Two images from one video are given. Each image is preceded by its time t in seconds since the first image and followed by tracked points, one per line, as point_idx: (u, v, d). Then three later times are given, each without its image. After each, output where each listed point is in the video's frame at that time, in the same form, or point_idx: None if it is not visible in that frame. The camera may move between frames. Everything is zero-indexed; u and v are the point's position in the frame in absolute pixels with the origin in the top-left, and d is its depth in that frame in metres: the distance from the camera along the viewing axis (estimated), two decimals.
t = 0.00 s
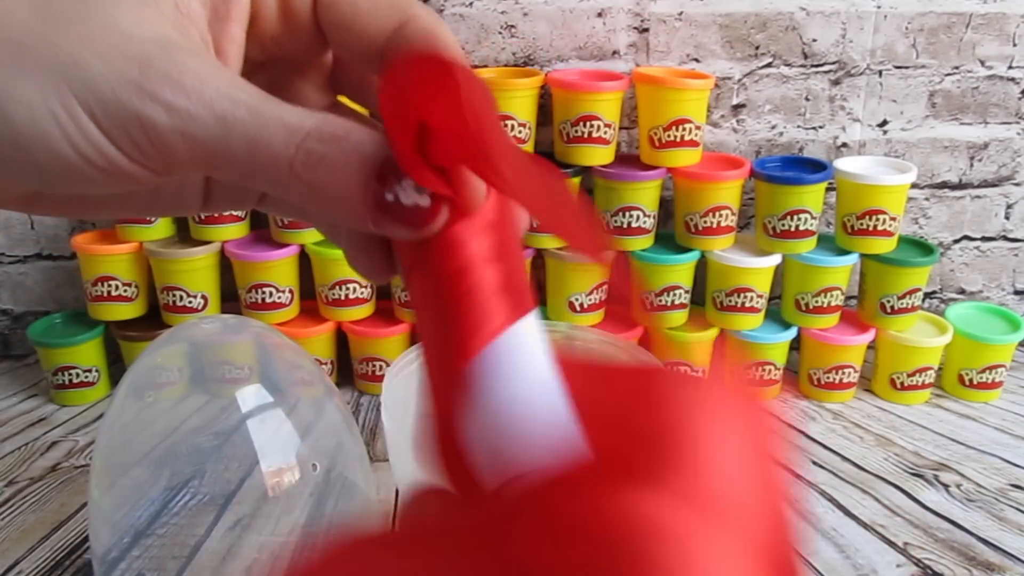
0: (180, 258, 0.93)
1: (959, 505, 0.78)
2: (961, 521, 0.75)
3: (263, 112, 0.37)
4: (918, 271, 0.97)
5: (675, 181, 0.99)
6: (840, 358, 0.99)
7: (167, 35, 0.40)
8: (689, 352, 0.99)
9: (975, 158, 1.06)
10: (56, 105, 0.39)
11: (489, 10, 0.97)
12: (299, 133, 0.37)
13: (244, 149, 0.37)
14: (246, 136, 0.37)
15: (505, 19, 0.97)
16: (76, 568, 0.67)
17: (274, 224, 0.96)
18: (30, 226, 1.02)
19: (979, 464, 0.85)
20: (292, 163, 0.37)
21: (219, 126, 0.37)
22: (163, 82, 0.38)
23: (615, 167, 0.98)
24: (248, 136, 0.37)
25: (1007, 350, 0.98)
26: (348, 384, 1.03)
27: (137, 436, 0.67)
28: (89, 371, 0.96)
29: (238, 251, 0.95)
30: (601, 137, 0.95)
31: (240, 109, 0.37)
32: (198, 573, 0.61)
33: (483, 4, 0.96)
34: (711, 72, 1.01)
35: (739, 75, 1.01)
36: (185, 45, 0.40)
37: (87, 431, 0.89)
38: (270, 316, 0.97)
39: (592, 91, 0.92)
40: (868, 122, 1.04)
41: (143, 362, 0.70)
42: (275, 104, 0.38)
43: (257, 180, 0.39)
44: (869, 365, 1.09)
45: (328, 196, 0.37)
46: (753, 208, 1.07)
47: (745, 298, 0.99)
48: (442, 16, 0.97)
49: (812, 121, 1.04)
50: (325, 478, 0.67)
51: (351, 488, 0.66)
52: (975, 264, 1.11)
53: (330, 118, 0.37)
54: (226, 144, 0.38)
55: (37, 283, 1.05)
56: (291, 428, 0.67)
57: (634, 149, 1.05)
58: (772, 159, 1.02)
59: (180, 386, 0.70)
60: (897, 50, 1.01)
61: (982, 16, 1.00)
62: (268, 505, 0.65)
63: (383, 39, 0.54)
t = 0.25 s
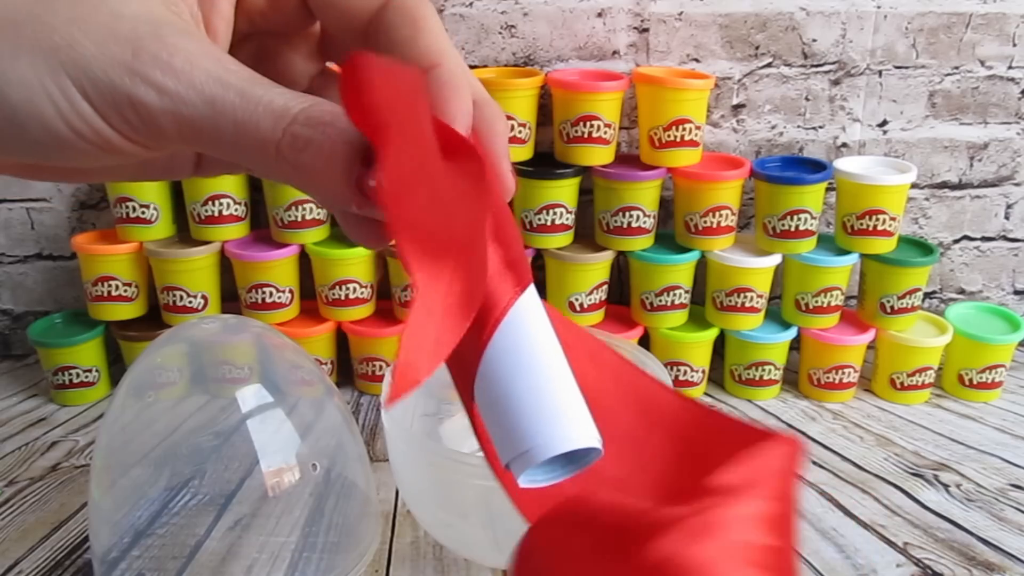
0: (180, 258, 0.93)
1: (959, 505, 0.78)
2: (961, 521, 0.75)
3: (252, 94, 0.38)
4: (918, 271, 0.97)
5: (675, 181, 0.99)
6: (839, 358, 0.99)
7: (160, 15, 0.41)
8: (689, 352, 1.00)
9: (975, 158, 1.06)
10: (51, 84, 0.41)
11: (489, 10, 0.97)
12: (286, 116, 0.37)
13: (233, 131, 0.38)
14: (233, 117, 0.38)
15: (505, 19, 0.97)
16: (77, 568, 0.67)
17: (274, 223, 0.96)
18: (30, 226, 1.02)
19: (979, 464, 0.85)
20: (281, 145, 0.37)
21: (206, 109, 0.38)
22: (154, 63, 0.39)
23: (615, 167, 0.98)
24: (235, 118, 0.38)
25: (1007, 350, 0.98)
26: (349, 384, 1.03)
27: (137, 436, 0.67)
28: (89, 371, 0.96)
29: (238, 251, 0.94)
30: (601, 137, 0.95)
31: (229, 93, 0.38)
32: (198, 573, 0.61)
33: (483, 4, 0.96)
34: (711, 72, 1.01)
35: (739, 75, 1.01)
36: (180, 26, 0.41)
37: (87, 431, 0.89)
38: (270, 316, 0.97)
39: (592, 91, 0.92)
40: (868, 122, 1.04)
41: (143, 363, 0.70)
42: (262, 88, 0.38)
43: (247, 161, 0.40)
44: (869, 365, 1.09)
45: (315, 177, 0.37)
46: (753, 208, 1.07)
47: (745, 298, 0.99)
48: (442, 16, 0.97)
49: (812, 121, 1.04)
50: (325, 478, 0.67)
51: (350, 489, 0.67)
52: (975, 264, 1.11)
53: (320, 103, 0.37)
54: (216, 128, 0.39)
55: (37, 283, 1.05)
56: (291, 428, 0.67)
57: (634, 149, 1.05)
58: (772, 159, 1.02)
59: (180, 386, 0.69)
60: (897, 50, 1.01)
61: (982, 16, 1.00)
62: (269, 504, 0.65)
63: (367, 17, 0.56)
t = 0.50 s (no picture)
0: (180, 258, 0.93)
1: (959, 505, 0.78)
2: (961, 521, 0.75)
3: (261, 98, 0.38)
4: (918, 271, 0.97)
5: (675, 181, 0.99)
6: (839, 358, 0.99)
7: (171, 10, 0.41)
8: (689, 352, 1.00)
9: (975, 158, 1.06)
10: (63, 81, 0.41)
11: (490, 10, 0.97)
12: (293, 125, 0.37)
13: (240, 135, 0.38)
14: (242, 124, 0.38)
15: (505, 20, 0.97)
16: (77, 568, 0.67)
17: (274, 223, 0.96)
18: (30, 226, 1.02)
19: (979, 464, 0.85)
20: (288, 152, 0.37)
21: (218, 110, 0.39)
22: (164, 61, 0.39)
23: (615, 167, 0.98)
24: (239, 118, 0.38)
25: (1007, 350, 0.98)
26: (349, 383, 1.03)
27: (137, 435, 0.68)
28: (89, 371, 0.96)
29: (238, 251, 0.95)
30: (601, 137, 0.95)
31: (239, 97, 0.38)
32: (198, 573, 0.61)
33: (483, 4, 0.96)
34: (711, 72, 1.01)
35: (739, 75, 1.01)
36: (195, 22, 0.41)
37: (87, 431, 0.89)
38: (270, 316, 0.97)
39: (592, 91, 0.92)
40: (868, 122, 1.04)
41: (144, 361, 0.71)
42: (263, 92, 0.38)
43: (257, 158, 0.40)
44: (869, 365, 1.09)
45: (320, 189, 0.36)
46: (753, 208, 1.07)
47: (744, 298, 0.99)
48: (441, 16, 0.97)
49: (812, 121, 1.04)
50: (325, 477, 0.66)
51: (350, 489, 0.66)
52: (975, 264, 1.11)
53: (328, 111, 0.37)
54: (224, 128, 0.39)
55: (37, 283, 1.05)
56: (291, 428, 0.66)
57: (634, 149, 1.05)
58: (772, 159, 1.02)
59: (180, 386, 0.70)
60: (897, 50, 1.01)
61: (982, 16, 1.00)
62: (269, 505, 0.65)
63: (386, 17, 0.54)
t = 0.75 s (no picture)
0: (180, 258, 0.93)
1: (959, 505, 0.78)
2: (961, 521, 0.75)
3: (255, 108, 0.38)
4: (918, 271, 0.97)
5: (675, 181, 0.99)
6: (839, 358, 0.99)
7: (170, 24, 0.41)
8: (689, 352, 0.99)
9: (975, 158, 1.06)
10: (60, 91, 0.41)
11: (490, 10, 0.97)
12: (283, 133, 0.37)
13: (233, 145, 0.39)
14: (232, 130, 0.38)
15: (505, 20, 0.97)
16: (77, 568, 0.67)
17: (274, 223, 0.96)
18: (30, 226, 1.02)
19: (979, 464, 0.85)
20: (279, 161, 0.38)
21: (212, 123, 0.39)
22: (162, 75, 0.39)
23: (615, 167, 0.98)
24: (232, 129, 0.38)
25: (1007, 350, 0.98)
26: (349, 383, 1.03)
27: (137, 436, 0.66)
28: (89, 371, 0.96)
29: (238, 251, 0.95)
30: (601, 137, 0.95)
31: (235, 109, 0.38)
32: (198, 573, 0.61)
33: (483, 4, 0.96)
34: (711, 72, 1.01)
35: (739, 75, 1.01)
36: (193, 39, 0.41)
37: (87, 431, 0.89)
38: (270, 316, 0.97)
39: (592, 91, 0.91)
40: (868, 123, 1.04)
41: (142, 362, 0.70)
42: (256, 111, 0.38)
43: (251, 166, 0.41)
44: (869, 365, 1.09)
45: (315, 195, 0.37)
46: (753, 208, 1.07)
47: (744, 298, 0.99)
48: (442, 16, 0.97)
49: (812, 121, 1.04)
50: (325, 477, 0.66)
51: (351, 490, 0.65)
52: (975, 264, 1.11)
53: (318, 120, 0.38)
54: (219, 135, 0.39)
55: (37, 283, 1.05)
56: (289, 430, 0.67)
57: (634, 149, 1.05)
58: (772, 159, 1.02)
59: (180, 386, 0.70)
60: (897, 50, 1.01)
61: (982, 16, 1.00)
62: (269, 505, 0.66)
63: (381, 34, 0.55)
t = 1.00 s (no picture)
0: (180, 258, 0.93)
1: (959, 505, 0.78)
2: (961, 521, 0.75)
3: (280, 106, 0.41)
4: (918, 271, 0.97)
5: (675, 181, 0.99)
6: (840, 357, 0.99)
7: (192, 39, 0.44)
8: (689, 352, 0.99)
9: (975, 158, 1.06)
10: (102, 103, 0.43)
11: (489, 10, 0.97)
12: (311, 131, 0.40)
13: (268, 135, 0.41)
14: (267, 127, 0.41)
15: (505, 19, 0.97)
16: (77, 568, 0.67)
17: (274, 223, 0.96)
18: (30, 226, 1.02)
19: (979, 464, 0.85)
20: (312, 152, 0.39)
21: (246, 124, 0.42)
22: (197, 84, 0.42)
23: (615, 167, 0.98)
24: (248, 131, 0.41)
25: (1007, 350, 0.98)
26: (348, 384, 1.03)
27: (137, 436, 0.67)
28: (89, 371, 0.96)
29: (238, 250, 0.94)
30: (601, 137, 0.95)
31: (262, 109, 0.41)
32: (198, 573, 0.61)
33: (483, 4, 0.96)
34: (711, 72, 1.01)
35: (739, 75, 1.01)
36: (209, 49, 0.44)
37: (87, 431, 0.89)
38: (270, 316, 0.97)
39: (592, 90, 0.91)
40: (868, 122, 1.04)
41: (143, 362, 0.70)
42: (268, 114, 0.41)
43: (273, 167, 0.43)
44: (869, 365, 1.09)
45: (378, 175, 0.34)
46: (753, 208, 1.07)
47: (744, 298, 0.99)
48: (442, 16, 0.97)
49: (812, 121, 1.04)
50: (325, 478, 0.67)
51: (350, 489, 0.67)
52: (975, 264, 1.11)
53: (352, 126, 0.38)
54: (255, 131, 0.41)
55: (37, 283, 1.05)
56: (291, 428, 0.67)
57: (634, 149, 1.05)
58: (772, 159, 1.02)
59: (180, 386, 0.70)
60: (897, 50, 1.01)
61: (982, 16, 1.00)
62: (269, 505, 0.65)
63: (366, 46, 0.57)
